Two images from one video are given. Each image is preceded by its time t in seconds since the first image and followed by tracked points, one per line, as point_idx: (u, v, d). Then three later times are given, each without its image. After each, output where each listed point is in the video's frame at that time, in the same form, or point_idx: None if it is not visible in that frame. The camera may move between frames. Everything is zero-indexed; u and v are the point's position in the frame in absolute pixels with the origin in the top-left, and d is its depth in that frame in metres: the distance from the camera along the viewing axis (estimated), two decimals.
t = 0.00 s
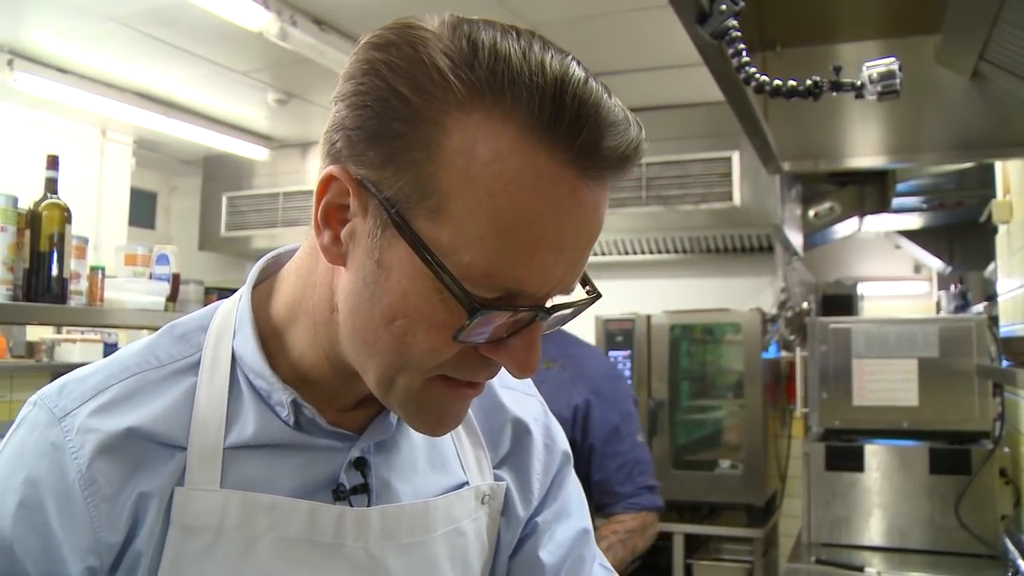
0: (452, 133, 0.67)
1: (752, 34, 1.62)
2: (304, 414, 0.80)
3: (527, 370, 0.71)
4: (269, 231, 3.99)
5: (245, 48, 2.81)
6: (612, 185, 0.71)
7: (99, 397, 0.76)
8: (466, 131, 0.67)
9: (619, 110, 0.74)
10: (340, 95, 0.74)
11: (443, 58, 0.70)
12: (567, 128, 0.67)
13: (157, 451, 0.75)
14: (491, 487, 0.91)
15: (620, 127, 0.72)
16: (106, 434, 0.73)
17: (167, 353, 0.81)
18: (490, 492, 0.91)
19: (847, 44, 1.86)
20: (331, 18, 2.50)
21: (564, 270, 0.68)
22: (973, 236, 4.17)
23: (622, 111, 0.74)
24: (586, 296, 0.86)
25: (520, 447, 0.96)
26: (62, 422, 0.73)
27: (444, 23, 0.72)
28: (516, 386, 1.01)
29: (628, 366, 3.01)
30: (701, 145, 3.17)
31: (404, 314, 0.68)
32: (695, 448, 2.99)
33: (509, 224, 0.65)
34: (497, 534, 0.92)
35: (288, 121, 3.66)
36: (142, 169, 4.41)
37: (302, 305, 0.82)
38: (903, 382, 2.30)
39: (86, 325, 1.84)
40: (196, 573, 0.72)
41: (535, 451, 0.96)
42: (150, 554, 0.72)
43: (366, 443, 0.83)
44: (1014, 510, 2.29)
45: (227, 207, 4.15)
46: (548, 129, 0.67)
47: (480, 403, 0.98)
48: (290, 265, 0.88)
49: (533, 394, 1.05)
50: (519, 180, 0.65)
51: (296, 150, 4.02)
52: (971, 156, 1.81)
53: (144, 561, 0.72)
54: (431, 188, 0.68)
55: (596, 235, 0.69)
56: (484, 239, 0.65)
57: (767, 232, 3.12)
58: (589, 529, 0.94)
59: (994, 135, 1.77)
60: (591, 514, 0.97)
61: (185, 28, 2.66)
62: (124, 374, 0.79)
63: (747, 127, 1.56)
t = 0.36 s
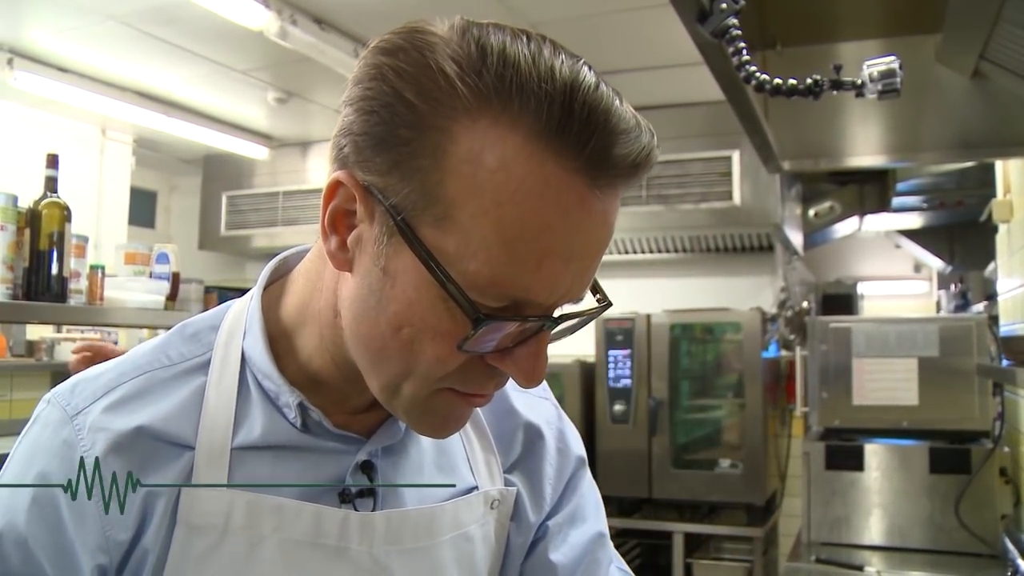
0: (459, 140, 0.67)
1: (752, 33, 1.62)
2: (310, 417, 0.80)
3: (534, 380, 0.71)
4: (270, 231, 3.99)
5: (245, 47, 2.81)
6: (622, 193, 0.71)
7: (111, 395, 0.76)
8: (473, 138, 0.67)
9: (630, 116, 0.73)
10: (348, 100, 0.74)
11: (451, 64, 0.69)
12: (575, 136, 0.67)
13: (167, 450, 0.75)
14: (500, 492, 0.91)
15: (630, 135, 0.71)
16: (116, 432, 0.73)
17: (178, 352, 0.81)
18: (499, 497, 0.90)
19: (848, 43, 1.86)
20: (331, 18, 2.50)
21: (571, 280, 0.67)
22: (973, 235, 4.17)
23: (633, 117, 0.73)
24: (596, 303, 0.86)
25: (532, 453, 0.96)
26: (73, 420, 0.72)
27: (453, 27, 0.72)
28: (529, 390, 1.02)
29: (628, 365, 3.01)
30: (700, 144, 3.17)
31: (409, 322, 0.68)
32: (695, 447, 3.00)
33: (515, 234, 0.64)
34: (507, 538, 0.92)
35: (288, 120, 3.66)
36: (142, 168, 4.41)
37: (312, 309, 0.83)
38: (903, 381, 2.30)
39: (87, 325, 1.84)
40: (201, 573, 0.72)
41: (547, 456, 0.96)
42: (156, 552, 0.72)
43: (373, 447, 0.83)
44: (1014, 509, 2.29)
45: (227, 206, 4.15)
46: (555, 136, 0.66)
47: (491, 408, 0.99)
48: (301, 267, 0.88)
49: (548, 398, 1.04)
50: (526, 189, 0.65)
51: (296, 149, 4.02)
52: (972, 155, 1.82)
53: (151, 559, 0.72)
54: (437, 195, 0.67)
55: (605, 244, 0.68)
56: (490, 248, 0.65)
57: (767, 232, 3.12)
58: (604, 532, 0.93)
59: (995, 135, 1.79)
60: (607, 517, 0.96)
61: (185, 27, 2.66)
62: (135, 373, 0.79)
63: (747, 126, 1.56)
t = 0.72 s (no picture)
0: (454, 147, 0.67)
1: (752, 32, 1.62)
2: (315, 419, 0.80)
3: (531, 386, 0.71)
4: (270, 230, 3.99)
5: (246, 46, 2.81)
6: (619, 199, 0.70)
7: (117, 400, 0.76)
8: (468, 146, 0.67)
9: (626, 120, 0.73)
10: (345, 107, 0.74)
11: (446, 71, 0.69)
12: (570, 142, 0.67)
13: (173, 455, 0.75)
14: (502, 493, 0.91)
15: (626, 140, 0.71)
16: (123, 438, 0.73)
17: (183, 357, 0.82)
18: (501, 498, 0.91)
19: (847, 42, 1.86)
20: (331, 17, 2.50)
21: (568, 287, 0.67)
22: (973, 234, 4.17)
23: (630, 121, 0.73)
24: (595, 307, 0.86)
25: (533, 454, 0.96)
26: (81, 426, 0.73)
27: (448, 33, 0.72)
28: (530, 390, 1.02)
29: (628, 364, 3.02)
30: (699, 143, 3.18)
31: (405, 329, 0.69)
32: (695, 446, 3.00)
33: (510, 242, 0.64)
34: (509, 537, 0.92)
35: (288, 119, 3.66)
36: (142, 167, 4.41)
37: (313, 313, 0.83)
38: (903, 380, 2.30)
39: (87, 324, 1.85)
40: None
41: (549, 456, 0.96)
42: (164, 556, 0.72)
43: (378, 450, 0.82)
44: (1014, 508, 2.29)
45: (228, 205, 4.15)
46: (550, 143, 0.66)
47: (493, 409, 0.99)
48: (303, 270, 0.88)
49: (551, 397, 1.04)
50: (521, 197, 0.65)
51: (297, 148, 4.02)
52: (971, 154, 1.81)
53: (159, 562, 0.72)
54: (433, 203, 0.67)
55: (601, 252, 0.68)
56: (486, 256, 0.65)
57: (767, 231, 3.13)
58: (605, 531, 0.94)
59: (994, 134, 1.77)
60: (609, 517, 0.97)
61: (185, 26, 2.66)
62: (140, 377, 0.79)
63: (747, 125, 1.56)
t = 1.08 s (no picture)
0: (461, 153, 0.67)
1: (749, 32, 1.62)
2: (321, 420, 0.80)
3: (535, 388, 0.71)
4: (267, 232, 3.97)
5: (242, 47, 2.81)
6: (623, 205, 0.71)
7: (123, 401, 0.76)
8: (475, 152, 0.67)
9: (631, 127, 0.73)
10: (351, 112, 0.74)
11: (453, 77, 0.69)
12: (575, 149, 0.67)
13: (180, 455, 0.75)
14: (503, 493, 0.91)
15: (631, 147, 0.71)
16: (130, 439, 0.73)
17: (188, 358, 0.82)
18: (502, 498, 0.91)
19: (845, 43, 1.87)
20: (327, 18, 2.50)
21: (573, 291, 0.67)
22: (970, 235, 4.17)
23: (634, 128, 0.73)
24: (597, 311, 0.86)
25: (534, 455, 0.97)
26: (88, 427, 0.73)
27: (455, 39, 0.72)
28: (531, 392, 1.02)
29: (626, 364, 3.02)
30: (694, 144, 3.20)
31: (411, 330, 0.68)
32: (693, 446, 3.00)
33: (516, 247, 0.64)
34: (510, 538, 0.93)
35: (285, 121, 3.66)
36: (139, 168, 4.41)
37: (319, 314, 0.83)
38: (900, 380, 2.30)
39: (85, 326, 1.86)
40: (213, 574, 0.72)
41: (549, 458, 0.96)
42: (171, 555, 0.72)
43: (382, 451, 0.82)
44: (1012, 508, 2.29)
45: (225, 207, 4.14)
46: (556, 150, 0.66)
47: (495, 411, 0.99)
48: (307, 273, 0.88)
49: (551, 401, 1.05)
50: (527, 203, 0.65)
51: (294, 149, 4.02)
52: (969, 153, 1.86)
53: (166, 563, 0.72)
54: (439, 208, 0.68)
55: (605, 257, 0.68)
56: (491, 260, 0.65)
57: (765, 231, 3.13)
58: (605, 532, 0.94)
59: (991, 134, 1.81)
60: (608, 519, 0.97)
61: (181, 27, 2.65)
62: (147, 378, 0.79)
63: (744, 125, 1.57)
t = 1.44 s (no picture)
0: (467, 150, 0.67)
1: (750, 33, 1.62)
2: (323, 419, 0.81)
3: (536, 385, 0.71)
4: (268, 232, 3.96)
5: (243, 48, 2.81)
6: (626, 205, 0.70)
7: (128, 399, 0.76)
8: (481, 149, 0.67)
9: (636, 128, 0.73)
10: (359, 108, 0.74)
11: (460, 75, 0.69)
12: (580, 148, 0.67)
13: (184, 453, 0.74)
14: (507, 493, 0.90)
15: (635, 147, 0.71)
16: (135, 437, 0.73)
17: (193, 357, 0.82)
18: (505, 498, 0.90)
19: (844, 44, 1.85)
20: (328, 19, 2.51)
21: (575, 288, 0.67)
22: (971, 236, 4.17)
23: (639, 129, 0.73)
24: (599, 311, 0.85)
25: (537, 456, 0.97)
26: (92, 424, 0.73)
27: (463, 37, 0.72)
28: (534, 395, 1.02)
29: (626, 366, 3.02)
30: (695, 145, 3.24)
31: (414, 326, 0.68)
32: (694, 447, 3.00)
33: (520, 244, 0.64)
34: (513, 538, 0.92)
35: (285, 121, 3.66)
36: (141, 169, 4.41)
37: (323, 314, 0.83)
38: (901, 382, 2.30)
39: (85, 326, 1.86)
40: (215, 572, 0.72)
41: (552, 459, 0.96)
42: (174, 553, 0.72)
43: (385, 450, 0.83)
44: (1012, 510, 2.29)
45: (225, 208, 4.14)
46: (562, 148, 0.66)
47: (498, 413, 0.99)
48: (312, 273, 0.88)
49: (552, 402, 1.05)
50: (531, 200, 0.65)
51: (295, 150, 4.02)
52: (970, 155, 1.88)
53: (170, 560, 0.73)
54: (444, 203, 0.67)
55: (608, 255, 0.68)
56: (495, 256, 0.65)
57: (766, 232, 3.12)
58: (607, 534, 0.94)
59: (995, 136, 1.83)
60: (611, 520, 0.97)
61: (181, 28, 2.65)
62: (152, 377, 0.79)
63: (745, 127, 1.56)
